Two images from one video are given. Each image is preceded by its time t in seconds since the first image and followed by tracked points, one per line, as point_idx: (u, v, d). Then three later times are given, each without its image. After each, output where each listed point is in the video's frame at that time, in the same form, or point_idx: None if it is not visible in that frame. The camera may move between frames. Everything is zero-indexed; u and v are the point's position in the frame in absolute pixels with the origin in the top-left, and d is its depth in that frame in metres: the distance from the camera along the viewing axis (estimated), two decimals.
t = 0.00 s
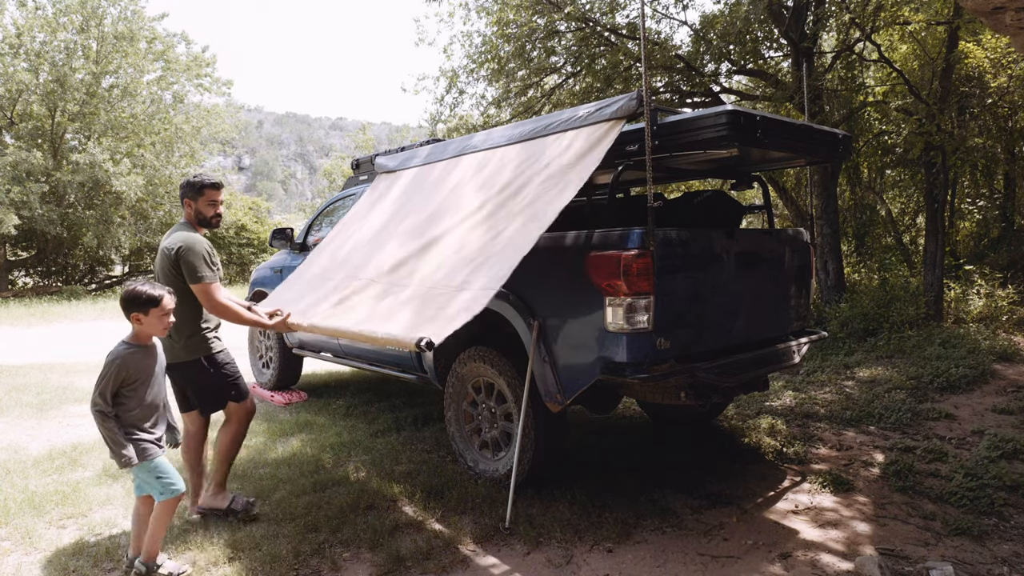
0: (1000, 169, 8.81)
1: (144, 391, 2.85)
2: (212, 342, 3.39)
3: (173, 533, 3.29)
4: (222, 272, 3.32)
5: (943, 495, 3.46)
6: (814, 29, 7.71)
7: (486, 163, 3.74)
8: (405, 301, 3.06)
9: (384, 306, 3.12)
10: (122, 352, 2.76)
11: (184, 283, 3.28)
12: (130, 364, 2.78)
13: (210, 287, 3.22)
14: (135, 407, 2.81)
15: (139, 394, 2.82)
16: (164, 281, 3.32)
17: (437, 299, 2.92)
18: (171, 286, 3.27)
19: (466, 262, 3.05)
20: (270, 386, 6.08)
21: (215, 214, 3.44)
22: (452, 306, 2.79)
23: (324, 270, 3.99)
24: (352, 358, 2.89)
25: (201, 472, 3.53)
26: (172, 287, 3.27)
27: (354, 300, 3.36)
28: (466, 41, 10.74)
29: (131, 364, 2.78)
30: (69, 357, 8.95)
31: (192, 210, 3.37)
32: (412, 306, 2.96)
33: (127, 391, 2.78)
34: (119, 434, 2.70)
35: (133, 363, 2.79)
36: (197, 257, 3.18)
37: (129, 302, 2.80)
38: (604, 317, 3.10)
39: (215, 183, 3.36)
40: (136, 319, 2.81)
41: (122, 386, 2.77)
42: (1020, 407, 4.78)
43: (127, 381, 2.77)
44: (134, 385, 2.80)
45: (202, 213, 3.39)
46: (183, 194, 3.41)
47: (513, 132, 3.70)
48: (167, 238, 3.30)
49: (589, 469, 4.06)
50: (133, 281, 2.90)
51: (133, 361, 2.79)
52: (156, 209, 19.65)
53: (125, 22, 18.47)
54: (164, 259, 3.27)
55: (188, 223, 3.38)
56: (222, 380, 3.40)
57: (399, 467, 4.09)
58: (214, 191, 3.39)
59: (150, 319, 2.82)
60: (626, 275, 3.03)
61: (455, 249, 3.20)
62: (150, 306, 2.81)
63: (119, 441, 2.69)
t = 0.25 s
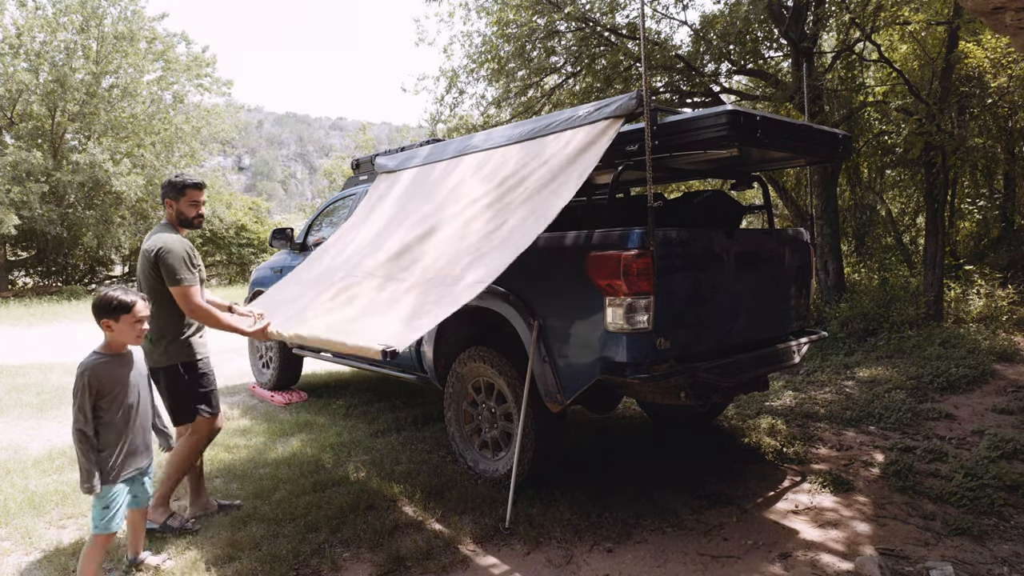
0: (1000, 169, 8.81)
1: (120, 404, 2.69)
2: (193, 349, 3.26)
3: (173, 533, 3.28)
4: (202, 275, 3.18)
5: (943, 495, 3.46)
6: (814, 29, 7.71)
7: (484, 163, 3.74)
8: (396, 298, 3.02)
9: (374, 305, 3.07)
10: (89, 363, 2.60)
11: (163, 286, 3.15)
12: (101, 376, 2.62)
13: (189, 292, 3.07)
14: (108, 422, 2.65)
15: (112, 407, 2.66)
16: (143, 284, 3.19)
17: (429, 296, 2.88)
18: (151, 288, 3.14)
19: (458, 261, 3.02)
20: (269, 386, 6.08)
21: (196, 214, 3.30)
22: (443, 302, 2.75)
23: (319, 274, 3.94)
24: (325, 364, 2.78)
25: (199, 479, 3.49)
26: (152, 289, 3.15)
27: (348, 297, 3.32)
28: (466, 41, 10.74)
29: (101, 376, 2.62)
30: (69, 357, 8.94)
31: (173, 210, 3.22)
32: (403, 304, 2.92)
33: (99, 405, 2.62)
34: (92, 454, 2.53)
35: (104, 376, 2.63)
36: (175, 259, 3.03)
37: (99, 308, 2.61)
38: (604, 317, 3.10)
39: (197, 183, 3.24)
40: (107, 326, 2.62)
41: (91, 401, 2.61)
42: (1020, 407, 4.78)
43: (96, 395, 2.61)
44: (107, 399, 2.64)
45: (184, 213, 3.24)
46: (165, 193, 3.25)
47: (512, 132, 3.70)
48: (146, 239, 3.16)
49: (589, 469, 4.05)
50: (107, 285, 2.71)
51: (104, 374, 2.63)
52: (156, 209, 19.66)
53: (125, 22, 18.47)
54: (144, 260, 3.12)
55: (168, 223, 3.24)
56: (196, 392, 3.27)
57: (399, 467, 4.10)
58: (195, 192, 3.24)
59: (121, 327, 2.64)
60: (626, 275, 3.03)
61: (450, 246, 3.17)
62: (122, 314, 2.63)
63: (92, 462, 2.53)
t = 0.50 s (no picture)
0: (1001, 169, 8.81)
1: (85, 412, 2.55)
2: (163, 356, 3.17)
3: (172, 534, 3.28)
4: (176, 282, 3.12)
5: (943, 495, 3.46)
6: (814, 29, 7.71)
7: (483, 162, 3.70)
8: (388, 300, 2.99)
9: (362, 309, 3.01)
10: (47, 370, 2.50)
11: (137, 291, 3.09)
12: (60, 384, 2.50)
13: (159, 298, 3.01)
14: (72, 431, 2.52)
15: (77, 415, 2.53)
16: (116, 288, 3.13)
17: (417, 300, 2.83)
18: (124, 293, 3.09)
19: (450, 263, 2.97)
20: (269, 386, 6.08)
21: (173, 218, 3.29)
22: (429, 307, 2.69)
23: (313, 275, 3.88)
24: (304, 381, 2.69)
25: (195, 477, 3.47)
26: (125, 296, 3.09)
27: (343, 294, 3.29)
28: (466, 41, 10.74)
29: (59, 383, 2.50)
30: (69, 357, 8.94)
31: (149, 213, 3.21)
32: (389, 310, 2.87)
33: (59, 414, 2.51)
34: (51, 468, 2.40)
35: (62, 383, 2.50)
36: (150, 265, 3.00)
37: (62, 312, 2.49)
38: (603, 317, 3.10)
39: (173, 187, 3.21)
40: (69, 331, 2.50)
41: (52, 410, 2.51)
42: (1020, 407, 4.78)
43: (56, 404, 2.50)
44: (69, 407, 2.51)
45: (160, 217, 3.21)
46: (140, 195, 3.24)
47: (512, 131, 3.69)
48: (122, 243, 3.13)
49: (589, 469, 4.05)
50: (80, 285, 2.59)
51: (63, 381, 2.50)
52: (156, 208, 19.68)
53: (125, 22, 18.46)
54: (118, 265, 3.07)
55: (144, 227, 3.25)
56: (161, 404, 3.16)
57: (399, 467, 4.09)
58: (172, 195, 3.22)
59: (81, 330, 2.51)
60: (626, 275, 3.02)
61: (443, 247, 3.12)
62: (88, 318, 2.49)
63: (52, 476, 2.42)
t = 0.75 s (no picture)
0: (1001, 169, 8.80)
1: (76, 416, 2.46)
2: (144, 358, 3.16)
3: (172, 533, 3.28)
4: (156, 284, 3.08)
5: (943, 495, 3.46)
6: (814, 29, 7.72)
7: (483, 164, 3.69)
8: (385, 297, 2.97)
9: (357, 307, 2.99)
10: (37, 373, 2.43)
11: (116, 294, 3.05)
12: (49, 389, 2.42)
13: (139, 301, 2.97)
14: (63, 436, 2.44)
15: (68, 420, 2.45)
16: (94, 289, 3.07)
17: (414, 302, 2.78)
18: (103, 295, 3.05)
19: (447, 264, 2.94)
20: (269, 386, 6.08)
21: (153, 217, 3.20)
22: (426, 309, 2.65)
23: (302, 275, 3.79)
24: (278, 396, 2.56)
25: (176, 474, 3.49)
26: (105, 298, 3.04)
27: (339, 291, 3.28)
28: (466, 41, 10.75)
29: (48, 389, 2.42)
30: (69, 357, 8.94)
31: (127, 213, 3.13)
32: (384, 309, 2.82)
33: (52, 418, 2.44)
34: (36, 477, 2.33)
35: (52, 387, 2.42)
36: (128, 266, 2.97)
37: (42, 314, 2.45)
38: (604, 317, 3.10)
39: (153, 186, 3.12)
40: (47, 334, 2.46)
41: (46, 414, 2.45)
42: (1020, 407, 4.78)
43: (47, 408, 2.42)
44: (60, 412, 2.44)
45: (139, 217, 3.14)
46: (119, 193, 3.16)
47: (512, 131, 3.69)
48: (98, 244, 3.06)
49: (589, 469, 4.05)
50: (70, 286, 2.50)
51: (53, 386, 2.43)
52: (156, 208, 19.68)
53: (125, 22, 18.46)
54: (97, 266, 3.01)
55: (122, 226, 3.16)
56: (145, 404, 3.18)
57: (399, 467, 4.09)
58: (151, 194, 3.13)
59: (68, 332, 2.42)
60: (626, 275, 3.02)
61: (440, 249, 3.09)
62: (77, 322, 2.41)
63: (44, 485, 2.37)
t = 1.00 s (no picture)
0: (1002, 169, 8.79)
1: (74, 416, 2.62)
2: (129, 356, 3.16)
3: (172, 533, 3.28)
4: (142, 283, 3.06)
5: (944, 495, 3.45)
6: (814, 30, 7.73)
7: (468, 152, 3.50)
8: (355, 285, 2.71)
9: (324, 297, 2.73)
10: (26, 387, 2.53)
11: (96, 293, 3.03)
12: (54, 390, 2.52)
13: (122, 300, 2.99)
14: (64, 437, 2.59)
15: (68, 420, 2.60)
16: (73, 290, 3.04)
17: (351, 276, 2.51)
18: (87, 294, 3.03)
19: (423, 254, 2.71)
20: (270, 386, 6.09)
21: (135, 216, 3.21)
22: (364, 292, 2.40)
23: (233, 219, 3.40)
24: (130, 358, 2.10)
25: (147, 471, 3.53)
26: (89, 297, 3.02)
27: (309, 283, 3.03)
28: (467, 41, 10.75)
29: (40, 399, 2.52)
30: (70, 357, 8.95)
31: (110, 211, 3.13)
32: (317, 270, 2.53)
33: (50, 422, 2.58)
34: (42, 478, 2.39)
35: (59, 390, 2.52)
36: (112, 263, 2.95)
37: (11, 339, 2.55)
38: (604, 317, 3.10)
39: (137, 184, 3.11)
40: (21, 356, 2.57)
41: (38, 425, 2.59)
42: (1021, 408, 4.77)
43: (45, 411, 2.56)
44: (61, 411, 2.58)
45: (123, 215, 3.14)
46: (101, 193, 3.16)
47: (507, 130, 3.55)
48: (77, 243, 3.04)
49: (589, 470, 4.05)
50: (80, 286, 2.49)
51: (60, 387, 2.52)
52: (156, 208, 19.68)
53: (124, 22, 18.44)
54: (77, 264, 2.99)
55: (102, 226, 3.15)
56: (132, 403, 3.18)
57: (400, 467, 4.11)
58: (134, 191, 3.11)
59: (84, 338, 2.47)
60: (626, 275, 3.02)
61: (395, 226, 2.83)
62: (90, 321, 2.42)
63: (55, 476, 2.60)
